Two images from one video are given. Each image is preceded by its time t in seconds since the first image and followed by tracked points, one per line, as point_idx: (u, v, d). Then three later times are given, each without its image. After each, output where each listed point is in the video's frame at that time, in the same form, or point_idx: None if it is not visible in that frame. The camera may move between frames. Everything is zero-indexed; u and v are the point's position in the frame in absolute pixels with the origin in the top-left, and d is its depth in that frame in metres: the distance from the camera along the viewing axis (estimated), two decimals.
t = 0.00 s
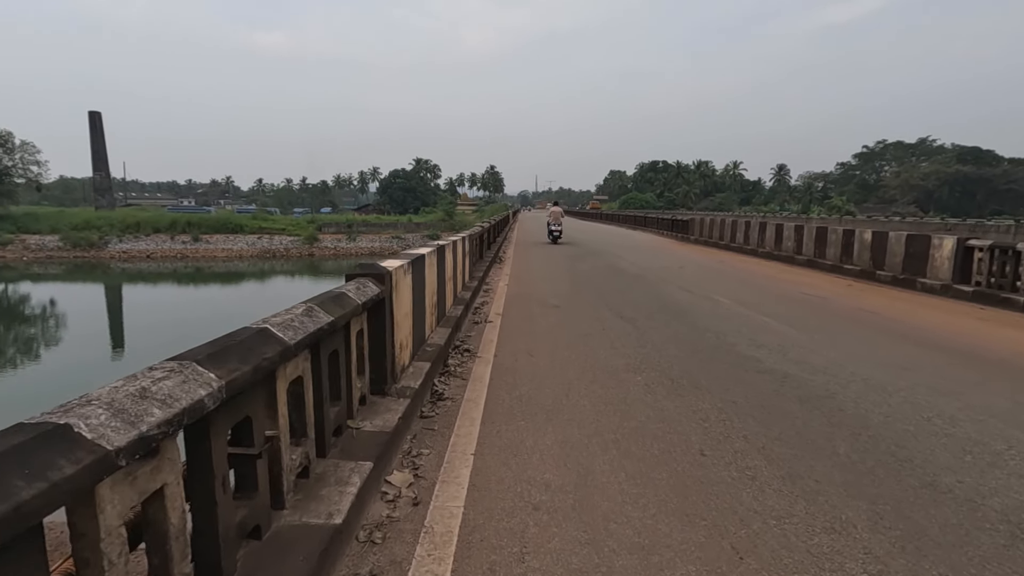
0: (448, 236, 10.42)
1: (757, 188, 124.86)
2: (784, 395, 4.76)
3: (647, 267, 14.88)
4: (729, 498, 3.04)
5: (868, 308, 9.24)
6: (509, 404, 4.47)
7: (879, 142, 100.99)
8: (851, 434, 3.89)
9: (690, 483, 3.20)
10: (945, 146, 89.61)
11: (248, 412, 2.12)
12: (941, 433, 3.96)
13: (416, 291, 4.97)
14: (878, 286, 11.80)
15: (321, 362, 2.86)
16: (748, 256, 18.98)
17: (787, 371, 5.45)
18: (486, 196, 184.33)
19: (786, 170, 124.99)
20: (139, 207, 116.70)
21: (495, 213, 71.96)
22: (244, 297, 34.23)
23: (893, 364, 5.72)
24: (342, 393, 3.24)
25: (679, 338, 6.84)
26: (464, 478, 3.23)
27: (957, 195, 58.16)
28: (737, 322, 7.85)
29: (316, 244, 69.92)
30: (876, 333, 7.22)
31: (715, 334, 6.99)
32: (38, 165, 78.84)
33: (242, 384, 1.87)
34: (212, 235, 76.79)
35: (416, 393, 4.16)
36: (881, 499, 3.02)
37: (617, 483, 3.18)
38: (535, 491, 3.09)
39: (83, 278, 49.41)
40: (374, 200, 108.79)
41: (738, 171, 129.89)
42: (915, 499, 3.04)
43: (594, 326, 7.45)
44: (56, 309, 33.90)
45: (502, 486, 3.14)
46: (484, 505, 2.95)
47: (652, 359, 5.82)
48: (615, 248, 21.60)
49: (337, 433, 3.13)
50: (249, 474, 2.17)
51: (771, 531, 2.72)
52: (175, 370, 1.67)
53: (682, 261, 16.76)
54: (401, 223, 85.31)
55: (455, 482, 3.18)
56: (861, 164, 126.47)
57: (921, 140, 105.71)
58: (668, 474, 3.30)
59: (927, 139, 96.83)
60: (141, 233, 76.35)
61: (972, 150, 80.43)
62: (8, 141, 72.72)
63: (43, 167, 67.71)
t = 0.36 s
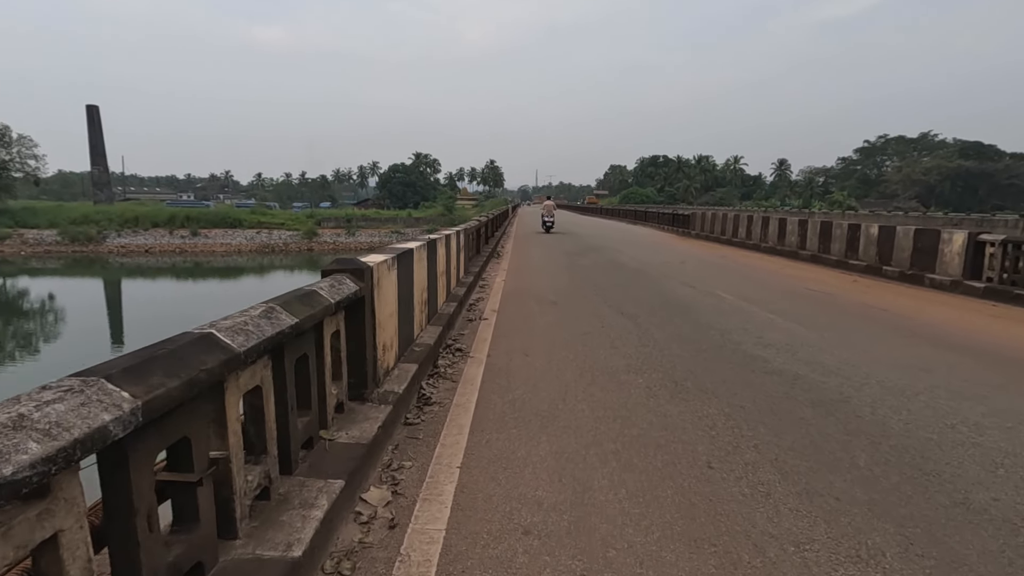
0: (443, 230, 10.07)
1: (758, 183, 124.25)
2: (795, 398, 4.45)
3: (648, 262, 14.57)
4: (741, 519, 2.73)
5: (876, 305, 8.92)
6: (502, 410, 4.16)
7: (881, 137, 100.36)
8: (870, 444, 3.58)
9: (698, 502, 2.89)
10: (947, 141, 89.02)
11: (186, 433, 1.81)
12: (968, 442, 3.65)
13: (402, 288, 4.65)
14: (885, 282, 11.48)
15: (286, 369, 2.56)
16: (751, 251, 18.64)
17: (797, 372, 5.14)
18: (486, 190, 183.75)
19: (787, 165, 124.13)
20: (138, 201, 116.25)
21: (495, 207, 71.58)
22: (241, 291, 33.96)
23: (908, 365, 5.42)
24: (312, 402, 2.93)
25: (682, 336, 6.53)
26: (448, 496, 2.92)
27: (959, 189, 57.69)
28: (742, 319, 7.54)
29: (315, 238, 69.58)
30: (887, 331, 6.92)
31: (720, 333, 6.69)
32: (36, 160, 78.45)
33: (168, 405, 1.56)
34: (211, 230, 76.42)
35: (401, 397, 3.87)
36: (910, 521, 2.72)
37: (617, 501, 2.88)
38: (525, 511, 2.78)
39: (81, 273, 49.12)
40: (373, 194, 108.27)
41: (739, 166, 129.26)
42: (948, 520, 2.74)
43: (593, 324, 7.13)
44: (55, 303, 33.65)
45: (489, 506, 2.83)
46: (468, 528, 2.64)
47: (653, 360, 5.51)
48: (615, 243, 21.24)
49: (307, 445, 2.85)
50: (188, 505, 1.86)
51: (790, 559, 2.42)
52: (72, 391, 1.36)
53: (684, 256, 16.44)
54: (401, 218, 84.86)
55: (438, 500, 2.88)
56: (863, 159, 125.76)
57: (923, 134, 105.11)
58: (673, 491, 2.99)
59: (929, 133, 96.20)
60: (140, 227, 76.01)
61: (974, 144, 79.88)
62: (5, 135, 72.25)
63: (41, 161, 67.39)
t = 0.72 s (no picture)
0: (437, 227, 9.79)
1: (756, 179, 123.92)
2: (806, 408, 4.18)
3: (647, 260, 14.29)
4: (756, 553, 2.46)
5: (882, 305, 8.67)
6: (494, 422, 3.89)
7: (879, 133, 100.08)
8: (891, 462, 3.32)
9: (709, 532, 2.62)
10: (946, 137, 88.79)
11: (111, 477, 1.54)
12: (995, 459, 3.39)
13: (389, 291, 4.37)
14: (890, 281, 11.23)
15: (246, 389, 2.28)
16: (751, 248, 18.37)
17: (806, 379, 4.88)
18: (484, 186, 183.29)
19: (785, 160, 123.82)
20: (134, 196, 115.67)
21: (492, 201, 71.44)
22: (237, 288, 33.67)
23: (921, 371, 5.16)
24: (282, 421, 2.65)
25: (684, 339, 6.27)
26: (432, 526, 2.65)
27: (957, 186, 57.48)
28: (745, 320, 7.29)
29: (312, 234, 69.18)
30: (896, 334, 6.66)
31: (723, 335, 6.42)
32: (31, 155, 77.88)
33: (73, 452, 1.29)
34: (206, 225, 75.93)
35: (385, 410, 3.60)
36: (943, 555, 2.46)
37: (618, 531, 2.62)
38: (517, 544, 2.51)
39: (77, 269, 48.80)
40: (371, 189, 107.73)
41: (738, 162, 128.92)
42: (985, 553, 2.48)
43: (592, 326, 6.87)
44: (49, 299, 33.33)
45: (478, 538, 2.56)
46: (452, 566, 2.37)
47: (654, 366, 5.24)
48: (614, 240, 20.97)
49: (275, 469, 2.60)
50: (119, 558, 1.60)
51: None
52: None
53: (683, 254, 16.17)
54: (398, 213, 84.42)
55: (419, 531, 2.60)
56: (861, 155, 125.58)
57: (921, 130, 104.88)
58: (680, 518, 2.73)
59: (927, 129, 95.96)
60: (136, 223, 75.59)
61: (971, 141, 79.65)
62: None
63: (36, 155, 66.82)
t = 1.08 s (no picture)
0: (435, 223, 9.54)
1: (755, 176, 123.79)
2: (825, 413, 3.95)
3: (648, 257, 14.08)
4: None
5: (891, 303, 8.44)
6: (494, 429, 3.64)
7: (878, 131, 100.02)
8: (921, 473, 3.08)
9: (729, 553, 2.39)
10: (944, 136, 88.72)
11: (38, 509, 1.29)
12: None
13: (382, 289, 4.12)
14: (896, 278, 11.02)
15: (218, 398, 2.03)
16: (752, 246, 18.15)
17: (820, 381, 4.65)
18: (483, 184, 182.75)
19: (784, 158, 123.70)
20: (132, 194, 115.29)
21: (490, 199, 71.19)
22: (234, 285, 33.46)
23: (941, 373, 4.93)
24: (260, 432, 2.41)
25: (690, 339, 6.03)
26: (425, 547, 2.41)
27: (956, 184, 57.36)
28: (753, 319, 7.05)
29: (310, 231, 68.88)
30: (909, 333, 6.44)
31: (731, 335, 6.20)
32: (27, 152, 77.50)
33: None
34: (204, 223, 75.70)
35: (377, 416, 3.36)
36: None
37: (630, 553, 2.38)
38: (519, 567, 2.28)
39: (73, 266, 48.56)
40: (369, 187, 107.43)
41: (736, 160, 128.79)
42: None
43: (594, 325, 6.63)
44: (47, 296, 33.14)
45: (476, 560, 2.32)
46: None
47: (661, 367, 5.00)
48: (614, 237, 20.73)
49: (253, 485, 2.35)
50: None
51: None
52: None
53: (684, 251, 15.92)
54: (397, 211, 84.12)
55: (411, 554, 2.36)
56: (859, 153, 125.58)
57: (919, 129, 104.84)
58: (698, 537, 2.49)
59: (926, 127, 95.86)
60: (133, 220, 75.30)
61: (970, 138, 79.57)
62: None
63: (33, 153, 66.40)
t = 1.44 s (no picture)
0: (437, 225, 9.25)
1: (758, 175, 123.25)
2: (861, 436, 3.65)
3: (655, 258, 13.77)
4: None
5: (910, 308, 8.16)
6: (502, 454, 3.35)
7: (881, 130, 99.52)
8: (977, 509, 2.78)
9: None
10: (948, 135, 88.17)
11: None
12: None
13: (381, 300, 3.82)
14: (911, 281, 10.71)
15: (185, 442, 1.73)
16: (760, 246, 17.84)
17: (851, 398, 4.34)
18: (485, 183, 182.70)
19: (787, 158, 123.18)
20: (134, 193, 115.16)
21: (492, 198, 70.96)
22: (235, 285, 33.23)
23: (978, 388, 4.62)
24: (240, 474, 2.11)
25: (706, 349, 5.72)
26: None
27: (961, 183, 56.95)
28: (770, 326, 6.75)
29: (311, 230, 68.70)
30: (936, 342, 6.14)
31: (748, 344, 5.90)
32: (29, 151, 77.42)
33: None
34: (206, 223, 75.61)
35: (374, 443, 3.06)
36: None
37: None
38: None
39: (75, 265, 48.42)
40: (370, 186, 107.26)
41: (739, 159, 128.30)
42: None
43: (605, 333, 6.33)
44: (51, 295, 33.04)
45: None
46: None
47: (678, 381, 4.70)
48: (618, 237, 20.42)
49: (232, 534, 2.06)
50: None
51: None
52: None
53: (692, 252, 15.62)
54: (398, 210, 83.89)
55: None
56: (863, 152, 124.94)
57: (923, 128, 104.24)
58: None
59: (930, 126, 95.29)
60: (135, 220, 75.18)
61: (975, 137, 78.77)
62: None
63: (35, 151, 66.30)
